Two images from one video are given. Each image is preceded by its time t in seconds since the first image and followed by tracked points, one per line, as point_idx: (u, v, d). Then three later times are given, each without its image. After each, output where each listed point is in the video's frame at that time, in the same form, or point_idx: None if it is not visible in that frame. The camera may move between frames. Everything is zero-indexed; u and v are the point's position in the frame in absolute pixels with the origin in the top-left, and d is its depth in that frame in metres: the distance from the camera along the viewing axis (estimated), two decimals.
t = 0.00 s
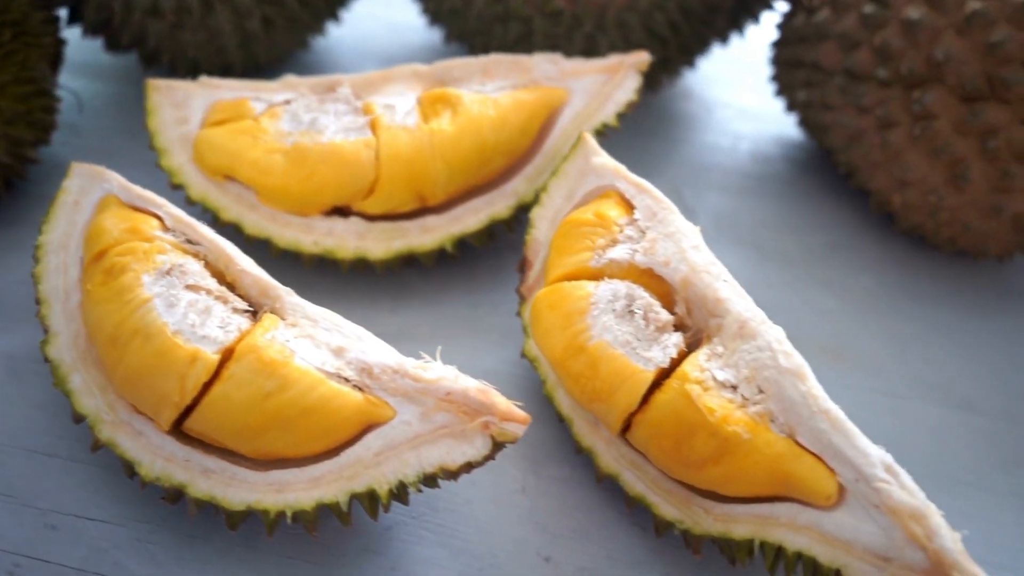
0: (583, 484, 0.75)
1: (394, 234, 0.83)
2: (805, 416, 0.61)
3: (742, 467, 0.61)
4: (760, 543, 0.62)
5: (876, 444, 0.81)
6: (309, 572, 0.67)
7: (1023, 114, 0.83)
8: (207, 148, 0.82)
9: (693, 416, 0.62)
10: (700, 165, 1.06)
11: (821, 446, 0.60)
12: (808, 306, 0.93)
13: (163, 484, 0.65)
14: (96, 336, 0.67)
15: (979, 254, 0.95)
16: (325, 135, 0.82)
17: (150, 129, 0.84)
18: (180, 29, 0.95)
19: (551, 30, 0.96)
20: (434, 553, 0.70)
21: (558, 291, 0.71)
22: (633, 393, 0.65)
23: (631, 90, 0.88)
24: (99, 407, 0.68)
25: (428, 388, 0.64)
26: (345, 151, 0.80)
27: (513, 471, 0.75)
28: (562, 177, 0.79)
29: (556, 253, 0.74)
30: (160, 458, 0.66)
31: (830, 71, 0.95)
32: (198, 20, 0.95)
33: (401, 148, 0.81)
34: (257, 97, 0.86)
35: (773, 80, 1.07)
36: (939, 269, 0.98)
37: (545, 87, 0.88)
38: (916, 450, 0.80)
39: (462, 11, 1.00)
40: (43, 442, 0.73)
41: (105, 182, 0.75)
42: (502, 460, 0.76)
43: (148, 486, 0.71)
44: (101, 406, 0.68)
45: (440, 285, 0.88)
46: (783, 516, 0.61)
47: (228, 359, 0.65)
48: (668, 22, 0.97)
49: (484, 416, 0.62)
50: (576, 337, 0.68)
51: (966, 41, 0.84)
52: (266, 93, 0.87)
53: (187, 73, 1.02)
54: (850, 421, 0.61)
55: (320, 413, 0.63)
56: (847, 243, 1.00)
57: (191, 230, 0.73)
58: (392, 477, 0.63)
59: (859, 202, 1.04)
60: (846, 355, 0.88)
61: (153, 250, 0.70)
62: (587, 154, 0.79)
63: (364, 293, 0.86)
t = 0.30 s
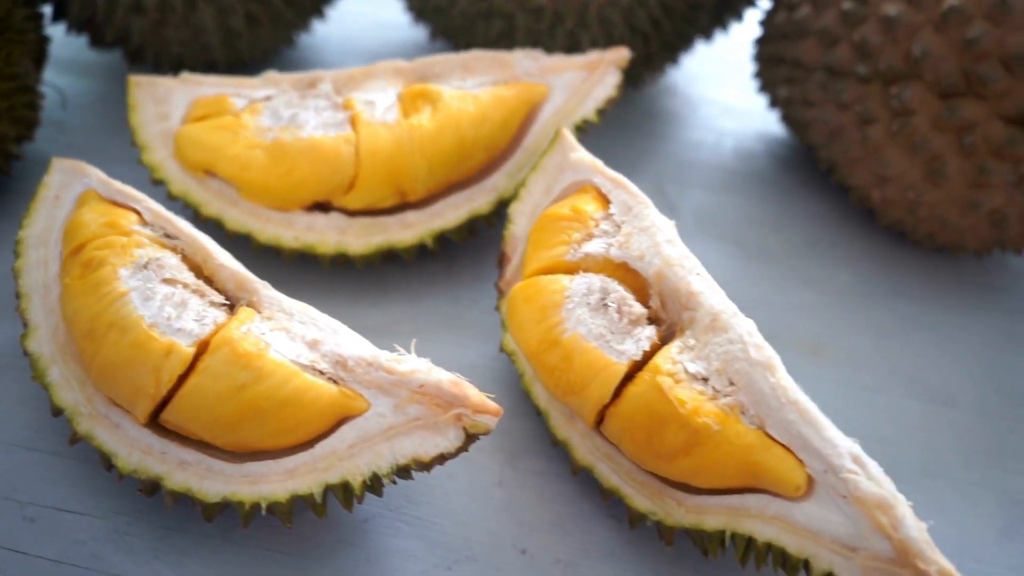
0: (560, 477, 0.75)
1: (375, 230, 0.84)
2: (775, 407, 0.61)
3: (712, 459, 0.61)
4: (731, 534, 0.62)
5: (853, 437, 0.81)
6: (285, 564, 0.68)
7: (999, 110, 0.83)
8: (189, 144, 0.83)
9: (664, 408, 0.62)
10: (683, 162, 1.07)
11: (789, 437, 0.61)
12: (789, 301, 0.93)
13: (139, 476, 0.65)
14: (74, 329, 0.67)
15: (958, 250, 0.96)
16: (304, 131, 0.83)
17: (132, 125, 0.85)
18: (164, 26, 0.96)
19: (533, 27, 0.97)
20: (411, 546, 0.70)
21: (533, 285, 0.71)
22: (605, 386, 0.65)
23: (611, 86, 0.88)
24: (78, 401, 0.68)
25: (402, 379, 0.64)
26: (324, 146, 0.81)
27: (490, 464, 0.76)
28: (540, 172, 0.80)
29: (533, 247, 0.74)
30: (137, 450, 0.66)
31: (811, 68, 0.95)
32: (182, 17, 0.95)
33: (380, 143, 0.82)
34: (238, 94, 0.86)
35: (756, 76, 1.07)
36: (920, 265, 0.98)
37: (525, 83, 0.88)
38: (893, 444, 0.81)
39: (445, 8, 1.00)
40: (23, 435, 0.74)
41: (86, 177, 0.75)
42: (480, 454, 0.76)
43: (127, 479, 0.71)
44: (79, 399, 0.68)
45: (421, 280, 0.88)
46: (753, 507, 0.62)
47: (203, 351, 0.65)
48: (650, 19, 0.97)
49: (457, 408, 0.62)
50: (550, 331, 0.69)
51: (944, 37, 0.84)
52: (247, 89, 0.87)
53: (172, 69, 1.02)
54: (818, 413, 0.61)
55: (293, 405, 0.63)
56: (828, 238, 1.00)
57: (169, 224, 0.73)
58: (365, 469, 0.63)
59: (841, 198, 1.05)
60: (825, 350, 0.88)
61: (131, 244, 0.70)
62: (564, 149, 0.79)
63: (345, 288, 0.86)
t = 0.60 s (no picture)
0: (539, 471, 0.75)
1: (357, 225, 0.84)
2: (748, 400, 0.62)
3: (686, 451, 0.62)
4: (706, 526, 0.63)
5: (833, 431, 0.81)
6: (264, 557, 0.68)
7: (978, 105, 0.84)
8: (171, 140, 0.83)
9: (638, 401, 0.63)
10: (668, 158, 1.07)
11: (762, 429, 0.61)
12: (772, 296, 0.93)
13: (119, 470, 0.65)
14: (54, 324, 0.68)
15: (940, 245, 0.96)
16: (286, 127, 0.83)
17: (115, 121, 0.85)
18: (149, 23, 0.96)
19: (517, 24, 0.97)
20: (390, 538, 0.70)
21: (511, 279, 0.71)
22: (581, 379, 0.65)
23: (593, 83, 0.89)
24: (58, 395, 0.68)
25: (378, 373, 0.64)
26: (306, 142, 0.82)
27: (470, 458, 0.76)
28: (521, 168, 0.80)
29: (512, 242, 0.75)
30: (116, 444, 0.66)
31: (793, 65, 0.95)
32: (167, 14, 0.95)
33: (362, 139, 0.82)
34: (222, 90, 0.87)
35: (741, 73, 1.07)
36: (903, 261, 0.98)
37: (508, 79, 0.89)
38: (872, 438, 0.81)
39: (430, 5, 1.00)
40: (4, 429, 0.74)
41: (68, 174, 0.75)
42: (460, 448, 0.77)
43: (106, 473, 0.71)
44: (59, 393, 0.68)
45: (405, 275, 0.88)
46: (727, 499, 0.62)
47: (180, 345, 0.65)
48: (633, 15, 0.98)
49: (432, 400, 0.62)
50: (528, 325, 0.69)
51: (923, 33, 0.84)
52: (230, 85, 0.88)
53: (158, 66, 1.02)
54: (790, 405, 0.62)
55: (270, 398, 0.64)
56: (811, 234, 1.00)
57: (149, 219, 0.74)
58: (342, 461, 0.63)
59: (825, 194, 1.05)
60: (807, 345, 0.89)
61: (111, 239, 0.71)
62: (544, 145, 0.80)
63: (328, 284, 0.87)
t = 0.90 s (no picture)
0: (521, 467, 0.76)
1: (341, 222, 0.84)
2: (725, 394, 0.62)
3: (664, 446, 0.62)
4: (684, 521, 0.63)
5: (817, 427, 0.81)
6: (245, 552, 0.68)
7: (961, 102, 0.84)
8: (156, 138, 0.83)
9: (616, 396, 0.63)
10: (655, 155, 1.07)
11: (739, 424, 0.62)
12: (756, 293, 0.93)
13: (100, 466, 0.65)
14: (36, 320, 0.68)
15: (925, 242, 0.96)
16: (270, 124, 0.84)
17: (100, 118, 0.85)
18: (136, 21, 0.96)
19: (503, 21, 0.97)
20: (371, 534, 0.71)
21: (493, 275, 0.72)
22: (560, 375, 0.65)
23: (577, 80, 0.89)
24: (39, 390, 0.68)
25: (358, 368, 0.65)
26: (289, 139, 0.82)
27: (453, 454, 0.76)
28: (504, 165, 0.80)
29: (494, 238, 0.75)
30: (97, 439, 0.66)
31: (779, 62, 0.96)
32: (154, 12, 0.96)
33: (345, 136, 0.83)
34: (207, 88, 0.87)
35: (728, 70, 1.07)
36: (888, 258, 0.99)
37: (492, 77, 0.89)
38: (855, 434, 0.81)
39: (417, 3, 1.01)
40: None
41: (52, 170, 0.75)
42: (443, 444, 0.77)
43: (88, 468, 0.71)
44: (40, 389, 0.68)
45: (389, 273, 0.89)
46: (705, 494, 0.62)
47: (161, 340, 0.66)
48: (619, 13, 0.98)
49: (410, 395, 0.63)
50: (508, 320, 0.69)
51: (907, 30, 0.85)
52: (216, 83, 0.88)
53: (145, 64, 1.03)
54: (766, 400, 0.62)
55: (249, 393, 0.64)
56: (798, 232, 1.01)
57: (132, 216, 0.74)
58: (321, 456, 0.63)
59: (812, 192, 1.05)
60: (791, 342, 0.89)
61: (93, 235, 0.71)
62: (526, 142, 0.80)
63: (313, 281, 0.87)
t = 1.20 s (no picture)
0: (505, 462, 0.76)
1: (328, 219, 0.85)
2: (703, 389, 0.62)
3: (644, 441, 0.62)
4: (664, 515, 0.63)
5: (800, 423, 0.82)
6: (229, 547, 0.68)
7: (945, 99, 0.85)
8: (143, 135, 0.84)
9: (597, 391, 0.63)
10: (644, 153, 1.07)
11: (717, 419, 0.62)
12: (742, 290, 0.94)
13: (84, 461, 0.65)
14: (21, 316, 0.68)
15: (911, 239, 0.97)
16: (256, 122, 0.84)
17: (88, 116, 0.86)
18: (124, 19, 0.97)
19: (490, 20, 0.98)
20: (355, 529, 0.71)
21: (476, 272, 0.72)
22: (541, 370, 0.66)
23: (563, 78, 0.89)
24: (23, 386, 0.68)
25: (339, 363, 0.65)
26: (275, 137, 0.82)
27: (437, 450, 0.76)
28: (488, 162, 0.81)
29: (477, 234, 0.75)
30: (81, 435, 0.66)
31: (765, 59, 0.96)
32: (142, 10, 0.96)
33: (331, 133, 0.83)
34: (194, 85, 0.88)
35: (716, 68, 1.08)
36: (874, 255, 0.99)
37: (478, 74, 0.89)
38: (839, 430, 0.81)
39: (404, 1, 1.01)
40: None
41: (37, 168, 0.75)
42: (427, 440, 0.77)
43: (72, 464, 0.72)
44: (24, 384, 0.68)
45: (376, 269, 0.89)
46: (684, 488, 0.62)
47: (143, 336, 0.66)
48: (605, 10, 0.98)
49: (391, 390, 0.63)
50: (491, 316, 0.69)
51: (891, 27, 0.85)
52: (202, 80, 0.88)
53: (134, 62, 1.03)
54: (745, 395, 0.63)
55: (231, 388, 0.64)
56: (784, 229, 1.01)
57: (117, 213, 0.75)
58: (303, 451, 0.64)
59: (799, 189, 1.06)
60: (776, 339, 0.89)
61: (77, 232, 0.71)
62: (511, 139, 0.80)
63: (299, 278, 0.87)
